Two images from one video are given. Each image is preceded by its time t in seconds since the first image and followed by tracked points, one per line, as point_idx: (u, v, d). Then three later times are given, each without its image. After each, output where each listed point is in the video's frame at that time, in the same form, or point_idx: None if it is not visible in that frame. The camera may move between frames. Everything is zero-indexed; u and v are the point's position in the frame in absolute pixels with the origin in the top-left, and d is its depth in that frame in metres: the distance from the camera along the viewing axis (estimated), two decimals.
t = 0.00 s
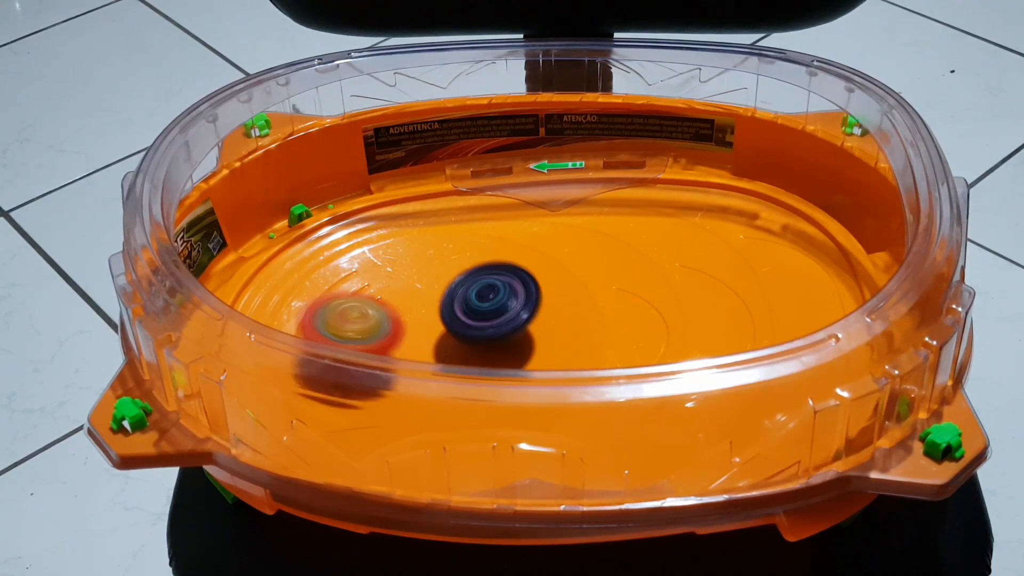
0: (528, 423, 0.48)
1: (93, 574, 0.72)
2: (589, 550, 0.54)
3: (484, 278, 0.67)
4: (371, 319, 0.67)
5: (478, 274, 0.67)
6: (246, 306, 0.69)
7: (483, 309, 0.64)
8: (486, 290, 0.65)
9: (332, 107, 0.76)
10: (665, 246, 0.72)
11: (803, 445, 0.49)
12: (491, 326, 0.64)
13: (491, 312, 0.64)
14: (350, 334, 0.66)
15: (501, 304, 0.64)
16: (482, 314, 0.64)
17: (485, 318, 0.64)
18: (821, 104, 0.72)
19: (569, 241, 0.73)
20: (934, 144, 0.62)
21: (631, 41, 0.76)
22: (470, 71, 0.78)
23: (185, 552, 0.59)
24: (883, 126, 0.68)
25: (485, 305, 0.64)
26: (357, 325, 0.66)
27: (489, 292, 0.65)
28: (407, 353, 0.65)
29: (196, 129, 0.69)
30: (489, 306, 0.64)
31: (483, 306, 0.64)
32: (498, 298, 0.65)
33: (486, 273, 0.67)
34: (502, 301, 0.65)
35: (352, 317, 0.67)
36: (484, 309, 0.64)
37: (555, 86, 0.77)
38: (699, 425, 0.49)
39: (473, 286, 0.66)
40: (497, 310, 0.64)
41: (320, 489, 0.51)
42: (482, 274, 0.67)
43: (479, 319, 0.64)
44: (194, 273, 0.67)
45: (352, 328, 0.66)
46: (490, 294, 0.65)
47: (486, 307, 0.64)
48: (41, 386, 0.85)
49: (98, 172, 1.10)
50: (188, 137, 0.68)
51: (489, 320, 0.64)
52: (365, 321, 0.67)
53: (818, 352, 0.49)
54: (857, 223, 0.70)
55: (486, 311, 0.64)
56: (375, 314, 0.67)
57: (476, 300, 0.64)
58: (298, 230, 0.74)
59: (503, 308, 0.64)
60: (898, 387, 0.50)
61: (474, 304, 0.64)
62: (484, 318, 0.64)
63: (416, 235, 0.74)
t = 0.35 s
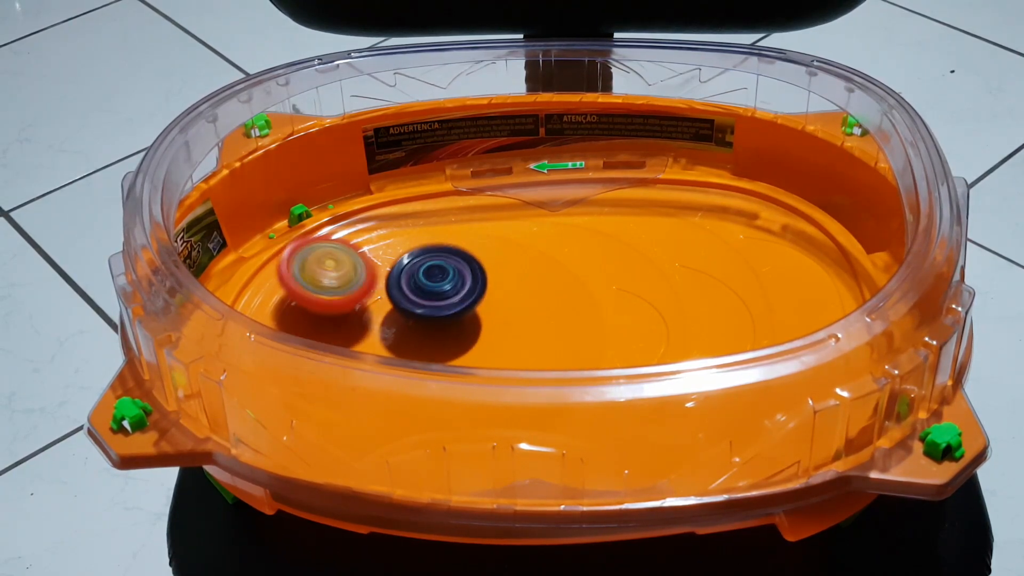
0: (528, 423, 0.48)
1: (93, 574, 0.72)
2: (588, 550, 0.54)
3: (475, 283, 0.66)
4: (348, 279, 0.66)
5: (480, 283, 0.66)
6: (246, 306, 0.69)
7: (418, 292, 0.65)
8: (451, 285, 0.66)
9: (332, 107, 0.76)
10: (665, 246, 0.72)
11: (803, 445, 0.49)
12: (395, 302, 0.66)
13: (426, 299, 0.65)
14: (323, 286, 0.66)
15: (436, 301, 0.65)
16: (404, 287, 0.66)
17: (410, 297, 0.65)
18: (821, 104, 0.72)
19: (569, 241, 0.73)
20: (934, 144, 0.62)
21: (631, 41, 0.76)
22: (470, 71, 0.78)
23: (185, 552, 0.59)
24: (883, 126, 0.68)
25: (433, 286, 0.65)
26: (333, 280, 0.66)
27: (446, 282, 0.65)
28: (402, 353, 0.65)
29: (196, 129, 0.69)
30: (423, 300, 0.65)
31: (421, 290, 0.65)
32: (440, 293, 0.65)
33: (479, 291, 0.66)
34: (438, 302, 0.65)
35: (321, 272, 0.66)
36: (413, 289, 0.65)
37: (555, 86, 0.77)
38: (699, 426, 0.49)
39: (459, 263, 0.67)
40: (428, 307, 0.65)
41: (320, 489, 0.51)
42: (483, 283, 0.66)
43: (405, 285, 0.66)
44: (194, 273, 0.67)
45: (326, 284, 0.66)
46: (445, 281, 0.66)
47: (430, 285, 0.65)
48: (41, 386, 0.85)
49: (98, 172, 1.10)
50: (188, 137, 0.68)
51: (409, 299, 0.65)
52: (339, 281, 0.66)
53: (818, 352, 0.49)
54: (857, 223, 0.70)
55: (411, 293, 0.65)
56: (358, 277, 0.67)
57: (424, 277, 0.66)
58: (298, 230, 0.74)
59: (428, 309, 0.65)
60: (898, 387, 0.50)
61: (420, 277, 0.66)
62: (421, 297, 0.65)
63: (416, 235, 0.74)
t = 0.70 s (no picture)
0: (528, 423, 0.48)
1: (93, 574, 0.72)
2: (589, 550, 0.54)
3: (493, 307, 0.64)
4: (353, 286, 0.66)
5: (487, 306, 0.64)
6: (246, 306, 0.69)
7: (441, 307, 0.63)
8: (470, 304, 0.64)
9: (332, 107, 0.76)
10: (665, 246, 0.72)
11: (803, 445, 0.49)
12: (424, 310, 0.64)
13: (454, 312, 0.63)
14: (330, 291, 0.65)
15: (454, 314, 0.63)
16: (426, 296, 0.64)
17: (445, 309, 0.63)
18: (821, 104, 0.72)
19: (569, 241, 0.73)
20: (934, 144, 0.62)
21: (631, 41, 0.76)
22: (470, 71, 0.78)
23: (184, 552, 0.59)
24: (883, 126, 0.68)
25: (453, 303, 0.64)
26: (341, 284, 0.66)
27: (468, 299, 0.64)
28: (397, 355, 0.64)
29: (196, 129, 0.69)
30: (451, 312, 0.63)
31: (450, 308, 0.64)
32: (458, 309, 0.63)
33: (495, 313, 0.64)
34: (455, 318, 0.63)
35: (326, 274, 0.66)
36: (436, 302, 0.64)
37: (555, 86, 0.77)
38: (698, 426, 0.49)
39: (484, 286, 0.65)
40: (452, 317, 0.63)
41: (320, 489, 0.51)
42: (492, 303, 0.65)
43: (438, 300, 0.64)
44: (194, 273, 0.66)
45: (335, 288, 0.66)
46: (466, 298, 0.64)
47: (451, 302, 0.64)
48: (41, 386, 0.85)
49: (99, 172, 1.10)
50: (188, 137, 0.68)
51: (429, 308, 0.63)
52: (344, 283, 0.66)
53: (818, 352, 0.49)
54: (857, 223, 0.70)
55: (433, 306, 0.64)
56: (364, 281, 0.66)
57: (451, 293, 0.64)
58: (298, 230, 0.74)
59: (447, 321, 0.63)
60: (899, 387, 0.50)
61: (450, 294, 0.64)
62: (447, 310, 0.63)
63: (416, 235, 0.74)
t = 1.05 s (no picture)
0: (528, 423, 0.48)
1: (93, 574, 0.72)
2: (589, 550, 0.54)
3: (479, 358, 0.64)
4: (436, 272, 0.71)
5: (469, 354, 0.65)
6: (246, 306, 0.69)
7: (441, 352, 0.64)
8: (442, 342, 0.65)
9: (332, 107, 0.76)
10: (665, 246, 0.72)
11: (803, 445, 0.49)
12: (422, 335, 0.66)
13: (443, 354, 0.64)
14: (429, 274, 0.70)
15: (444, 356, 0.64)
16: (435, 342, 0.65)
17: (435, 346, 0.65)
18: (821, 104, 0.72)
19: (569, 241, 0.73)
20: (934, 144, 0.62)
21: (631, 41, 0.76)
22: (470, 71, 0.78)
23: (184, 552, 0.59)
24: (883, 126, 0.68)
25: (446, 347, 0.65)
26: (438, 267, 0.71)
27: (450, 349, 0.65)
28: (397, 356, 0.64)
29: (197, 129, 0.69)
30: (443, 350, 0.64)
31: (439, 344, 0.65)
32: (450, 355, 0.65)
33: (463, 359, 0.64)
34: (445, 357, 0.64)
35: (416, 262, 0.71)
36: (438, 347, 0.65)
37: (555, 86, 0.77)
38: (699, 426, 0.49)
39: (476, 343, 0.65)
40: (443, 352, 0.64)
41: (320, 489, 0.51)
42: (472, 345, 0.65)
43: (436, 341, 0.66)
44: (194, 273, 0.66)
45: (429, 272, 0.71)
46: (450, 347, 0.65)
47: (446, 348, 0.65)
48: (41, 387, 0.85)
49: (98, 172, 1.10)
50: (188, 137, 0.68)
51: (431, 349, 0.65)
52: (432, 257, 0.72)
53: (818, 352, 0.49)
54: (857, 223, 0.70)
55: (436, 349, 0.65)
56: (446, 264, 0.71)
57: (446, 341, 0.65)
58: (298, 230, 0.74)
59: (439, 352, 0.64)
60: (899, 386, 0.50)
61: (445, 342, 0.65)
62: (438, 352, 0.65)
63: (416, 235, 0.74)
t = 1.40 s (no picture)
0: (528, 423, 0.48)
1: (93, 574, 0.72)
2: (589, 550, 0.54)
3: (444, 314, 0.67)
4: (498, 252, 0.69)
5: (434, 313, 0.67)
6: (246, 306, 0.69)
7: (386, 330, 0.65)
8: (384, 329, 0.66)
9: (332, 107, 0.76)
10: (665, 246, 0.72)
11: (803, 445, 0.49)
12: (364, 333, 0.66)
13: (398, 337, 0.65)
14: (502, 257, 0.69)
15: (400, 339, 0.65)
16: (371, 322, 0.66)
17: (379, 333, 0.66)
18: (821, 104, 0.72)
19: (569, 241, 0.73)
20: (934, 144, 0.62)
21: (631, 41, 0.76)
22: (470, 71, 0.78)
23: (184, 552, 0.59)
24: (883, 126, 0.68)
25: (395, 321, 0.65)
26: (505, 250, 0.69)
27: (413, 318, 0.65)
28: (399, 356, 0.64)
29: (197, 129, 0.69)
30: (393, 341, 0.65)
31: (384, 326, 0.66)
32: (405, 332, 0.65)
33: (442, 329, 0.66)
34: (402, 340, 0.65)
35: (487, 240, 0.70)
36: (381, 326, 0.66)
37: (555, 86, 0.77)
38: (699, 426, 0.49)
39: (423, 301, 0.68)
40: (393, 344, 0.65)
41: (320, 489, 0.51)
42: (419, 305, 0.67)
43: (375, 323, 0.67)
44: (194, 273, 0.66)
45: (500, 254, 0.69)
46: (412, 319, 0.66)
47: (393, 322, 0.65)
48: (41, 386, 0.85)
49: (98, 172, 1.10)
50: (188, 137, 0.68)
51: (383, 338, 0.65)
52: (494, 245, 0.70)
53: (818, 352, 0.49)
54: (857, 223, 0.70)
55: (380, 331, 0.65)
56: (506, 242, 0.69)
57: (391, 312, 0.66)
58: (298, 230, 0.74)
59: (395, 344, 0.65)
60: (899, 387, 0.50)
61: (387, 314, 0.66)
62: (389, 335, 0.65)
63: (416, 235, 0.74)
